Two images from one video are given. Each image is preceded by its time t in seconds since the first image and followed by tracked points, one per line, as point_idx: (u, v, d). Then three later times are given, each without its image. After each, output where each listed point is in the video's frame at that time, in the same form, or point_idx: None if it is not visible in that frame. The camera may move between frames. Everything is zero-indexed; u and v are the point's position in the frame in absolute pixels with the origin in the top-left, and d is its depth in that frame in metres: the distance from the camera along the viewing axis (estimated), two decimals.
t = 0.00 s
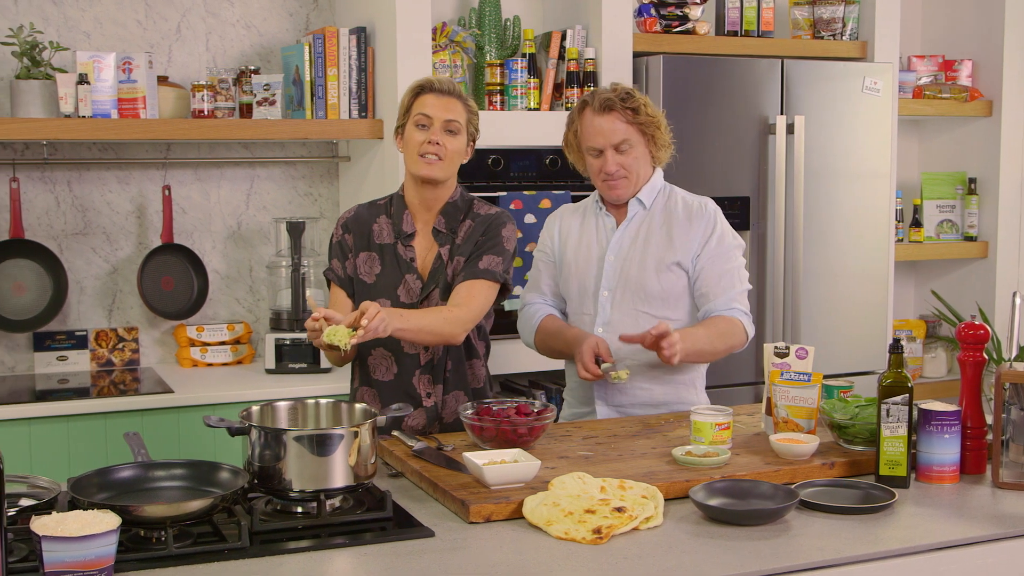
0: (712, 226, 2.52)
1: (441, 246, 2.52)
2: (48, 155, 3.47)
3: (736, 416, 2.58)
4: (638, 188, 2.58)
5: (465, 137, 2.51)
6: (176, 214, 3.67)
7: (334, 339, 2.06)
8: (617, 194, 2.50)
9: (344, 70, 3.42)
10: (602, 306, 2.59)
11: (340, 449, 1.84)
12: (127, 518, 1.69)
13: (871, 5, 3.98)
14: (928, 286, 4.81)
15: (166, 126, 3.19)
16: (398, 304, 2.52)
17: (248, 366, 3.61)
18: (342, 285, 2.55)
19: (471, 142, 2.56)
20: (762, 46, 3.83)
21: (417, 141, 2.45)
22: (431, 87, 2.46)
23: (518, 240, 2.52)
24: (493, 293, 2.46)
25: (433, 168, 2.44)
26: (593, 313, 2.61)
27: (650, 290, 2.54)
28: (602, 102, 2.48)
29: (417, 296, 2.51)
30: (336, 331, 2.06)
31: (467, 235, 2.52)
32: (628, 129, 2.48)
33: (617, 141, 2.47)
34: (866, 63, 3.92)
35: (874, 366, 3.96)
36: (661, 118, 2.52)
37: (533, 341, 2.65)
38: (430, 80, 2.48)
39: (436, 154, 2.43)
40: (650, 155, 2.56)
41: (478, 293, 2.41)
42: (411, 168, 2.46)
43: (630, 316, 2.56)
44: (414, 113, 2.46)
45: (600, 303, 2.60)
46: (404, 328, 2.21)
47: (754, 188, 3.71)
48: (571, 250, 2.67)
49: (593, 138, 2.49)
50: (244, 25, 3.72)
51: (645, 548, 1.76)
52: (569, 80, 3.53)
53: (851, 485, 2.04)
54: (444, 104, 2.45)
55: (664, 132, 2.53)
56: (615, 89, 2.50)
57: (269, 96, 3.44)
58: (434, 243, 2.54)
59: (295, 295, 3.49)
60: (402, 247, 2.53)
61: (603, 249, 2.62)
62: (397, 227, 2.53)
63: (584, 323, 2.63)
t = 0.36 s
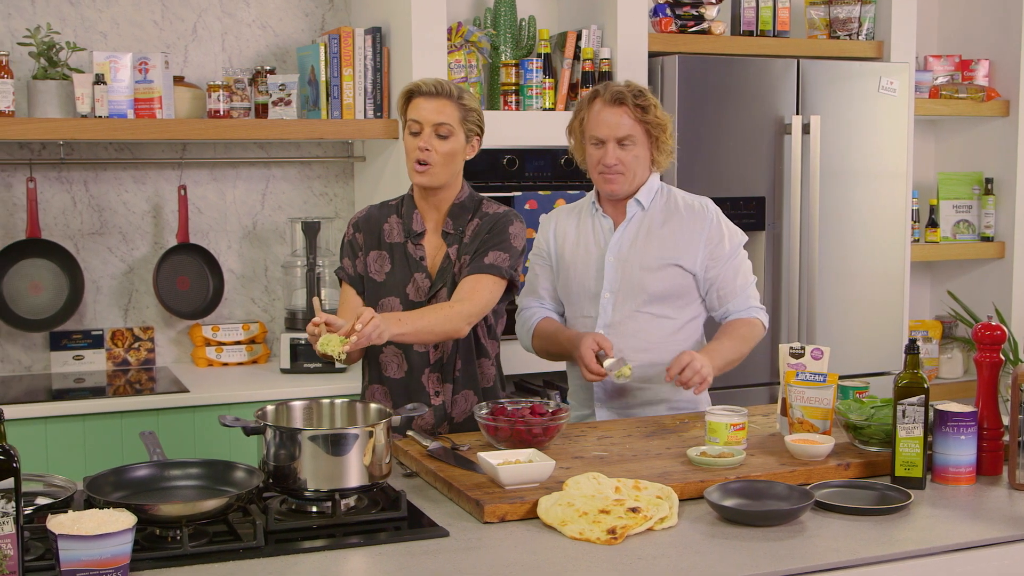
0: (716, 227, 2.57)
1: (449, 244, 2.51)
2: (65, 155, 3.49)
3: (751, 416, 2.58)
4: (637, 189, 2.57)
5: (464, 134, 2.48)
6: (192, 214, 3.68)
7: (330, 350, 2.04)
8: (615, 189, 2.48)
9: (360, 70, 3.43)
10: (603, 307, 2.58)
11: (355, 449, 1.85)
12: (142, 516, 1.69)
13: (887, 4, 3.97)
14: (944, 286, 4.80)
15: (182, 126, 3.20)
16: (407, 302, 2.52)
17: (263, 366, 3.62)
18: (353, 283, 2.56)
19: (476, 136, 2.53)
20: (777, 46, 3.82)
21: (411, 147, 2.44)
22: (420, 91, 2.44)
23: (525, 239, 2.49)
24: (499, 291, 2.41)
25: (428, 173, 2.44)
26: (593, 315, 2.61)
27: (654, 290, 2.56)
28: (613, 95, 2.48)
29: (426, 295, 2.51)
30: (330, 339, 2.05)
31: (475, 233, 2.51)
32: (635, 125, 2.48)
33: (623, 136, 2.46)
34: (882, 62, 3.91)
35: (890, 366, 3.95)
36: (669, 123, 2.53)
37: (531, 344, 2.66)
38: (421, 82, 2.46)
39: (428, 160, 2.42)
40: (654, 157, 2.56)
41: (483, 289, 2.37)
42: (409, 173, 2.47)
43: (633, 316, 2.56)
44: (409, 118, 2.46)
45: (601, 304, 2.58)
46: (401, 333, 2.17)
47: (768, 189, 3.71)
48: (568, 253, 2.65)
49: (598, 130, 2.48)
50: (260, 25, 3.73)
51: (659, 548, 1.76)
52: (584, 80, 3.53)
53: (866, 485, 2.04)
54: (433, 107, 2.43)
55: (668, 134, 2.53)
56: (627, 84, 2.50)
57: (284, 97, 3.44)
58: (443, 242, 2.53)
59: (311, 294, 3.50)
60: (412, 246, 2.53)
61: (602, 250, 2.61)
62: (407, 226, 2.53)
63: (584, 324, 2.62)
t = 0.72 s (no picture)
0: (734, 240, 2.58)
1: (456, 242, 2.51)
2: (76, 155, 3.50)
3: (760, 416, 2.57)
4: (659, 192, 2.57)
5: (471, 133, 2.47)
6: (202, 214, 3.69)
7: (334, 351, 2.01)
8: (639, 192, 2.48)
9: (370, 70, 3.43)
10: (609, 309, 2.58)
11: (364, 449, 1.85)
12: (153, 516, 1.69)
13: (898, 4, 3.96)
14: (955, 287, 4.79)
15: (192, 126, 3.21)
16: (414, 300, 2.52)
17: (273, 365, 3.63)
18: (360, 281, 2.57)
19: (484, 134, 2.51)
20: (787, 45, 3.81)
21: (419, 147, 2.44)
22: (427, 90, 2.43)
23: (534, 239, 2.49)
24: (507, 287, 2.41)
25: (435, 173, 2.43)
26: (597, 315, 2.60)
27: (664, 298, 2.55)
28: (649, 96, 2.46)
29: (433, 293, 2.51)
30: (332, 341, 2.02)
31: (482, 231, 2.50)
32: (667, 129, 2.47)
33: (654, 139, 2.45)
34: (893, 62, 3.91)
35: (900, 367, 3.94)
36: (700, 128, 2.53)
37: (532, 338, 2.66)
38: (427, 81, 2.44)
39: (436, 161, 2.41)
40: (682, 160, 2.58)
41: (491, 287, 2.36)
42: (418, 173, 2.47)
43: (638, 322, 2.56)
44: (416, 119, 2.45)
45: (607, 305, 2.58)
46: (407, 334, 2.15)
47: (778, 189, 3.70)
48: (581, 249, 2.65)
49: (629, 130, 2.46)
50: (270, 25, 3.73)
51: (669, 549, 1.76)
52: (593, 80, 3.53)
53: (876, 486, 2.03)
54: (440, 106, 2.41)
55: (699, 139, 2.54)
56: (662, 86, 2.49)
57: (295, 97, 3.45)
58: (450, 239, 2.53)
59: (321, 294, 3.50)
60: (420, 244, 2.53)
61: (615, 250, 2.60)
62: (415, 224, 2.54)
63: (587, 323, 2.62)
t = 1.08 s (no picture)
0: (738, 242, 2.56)
1: (459, 247, 2.51)
2: (78, 155, 3.50)
3: (763, 416, 2.57)
4: (663, 191, 2.57)
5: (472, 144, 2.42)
6: (205, 214, 3.69)
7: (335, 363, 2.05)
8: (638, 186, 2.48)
9: (372, 70, 3.43)
10: (610, 310, 2.58)
11: (367, 449, 1.85)
12: (156, 516, 1.69)
13: (901, 4, 3.96)
14: (957, 287, 4.79)
15: (195, 126, 3.22)
16: (418, 305, 2.53)
17: (275, 365, 3.63)
18: (364, 285, 2.57)
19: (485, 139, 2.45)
20: (790, 45, 3.81)
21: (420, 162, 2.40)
22: (426, 108, 2.35)
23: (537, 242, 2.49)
24: (512, 291, 2.41)
25: (437, 187, 2.40)
26: (599, 315, 2.61)
27: (664, 300, 2.55)
28: (655, 90, 2.46)
29: (436, 297, 2.51)
30: (336, 352, 2.04)
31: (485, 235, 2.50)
32: (671, 125, 2.47)
33: (658, 133, 2.45)
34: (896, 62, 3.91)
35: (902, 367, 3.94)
36: (706, 128, 2.53)
37: (537, 339, 2.67)
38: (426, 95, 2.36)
39: (437, 178, 2.39)
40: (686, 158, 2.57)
41: (495, 292, 2.37)
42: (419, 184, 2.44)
43: (638, 323, 2.56)
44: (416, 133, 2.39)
45: (608, 306, 2.59)
46: (413, 343, 2.16)
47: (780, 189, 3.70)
48: (584, 249, 2.65)
49: (634, 122, 2.47)
50: (272, 26, 3.73)
51: (671, 549, 1.76)
52: (596, 80, 3.54)
53: (878, 486, 2.03)
54: (439, 124, 2.35)
55: (703, 140, 2.54)
56: (673, 81, 2.49)
57: (297, 97, 3.45)
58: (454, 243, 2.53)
59: (324, 294, 3.50)
60: (423, 248, 2.53)
61: (617, 250, 2.61)
62: (418, 229, 2.54)
63: (590, 323, 2.63)
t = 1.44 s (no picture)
0: (736, 242, 2.54)
1: (457, 246, 2.51)
2: (78, 155, 3.50)
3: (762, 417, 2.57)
4: (662, 191, 2.58)
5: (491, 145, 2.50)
6: (204, 214, 3.69)
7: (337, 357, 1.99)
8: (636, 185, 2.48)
9: (371, 70, 3.43)
10: (611, 310, 2.59)
11: (366, 449, 1.85)
12: (155, 516, 1.69)
13: (900, 4, 3.96)
14: (957, 287, 4.79)
15: (194, 126, 3.22)
16: (416, 305, 2.52)
17: (275, 365, 3.63)
18: (361, 287, 2.56)
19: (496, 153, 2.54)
20: (789, 45, 3.81)
21: (442, 138, 2.43)
22: (465, 90, 2.45)
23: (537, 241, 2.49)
24: (510, 291, 2.41)
25: (452, 168, 2.43)
26: (600, 315, 2.61)
27: (663, 300, 2.55)
28: (651, 90, 2.47)
29: (434, 297, 2.51)
30: (336, 349, 1.99)
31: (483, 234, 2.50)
32: (669, 125, 2.47)
33: (655, 132, 2.46)
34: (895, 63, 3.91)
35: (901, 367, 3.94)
36: (705, 127, 2.52)
37: (539, 339, 2.67)
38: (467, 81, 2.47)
39: (456, 156, 2.42)
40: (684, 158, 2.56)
41: (494, 292, 2.37)
42: (432, 165, 2.46)
43: (639, 323, 2.57)
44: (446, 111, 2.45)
45: (608, 306, 2.59)
46: (412, 340, 2.15)
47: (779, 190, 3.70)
48: (585, 250, 2.66)
49: (631, 120, 2.48)
50: (271, 26, 3.73)
51: (670, 549, 1.76)
52: (595, 80, 3.53)
53: (878, 486, 2.03)
54: (474, 106, 2.44)
55: (702, 138, 2.53)
56: (670, 81, 2.49)
57: (296, 97, 3.45)
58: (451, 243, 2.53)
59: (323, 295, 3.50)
60: (420, 248, 2.53)
61: (617, 250, 2.61)
62: (415, 229, 2.54)
63: (591, 324, 2.63)
